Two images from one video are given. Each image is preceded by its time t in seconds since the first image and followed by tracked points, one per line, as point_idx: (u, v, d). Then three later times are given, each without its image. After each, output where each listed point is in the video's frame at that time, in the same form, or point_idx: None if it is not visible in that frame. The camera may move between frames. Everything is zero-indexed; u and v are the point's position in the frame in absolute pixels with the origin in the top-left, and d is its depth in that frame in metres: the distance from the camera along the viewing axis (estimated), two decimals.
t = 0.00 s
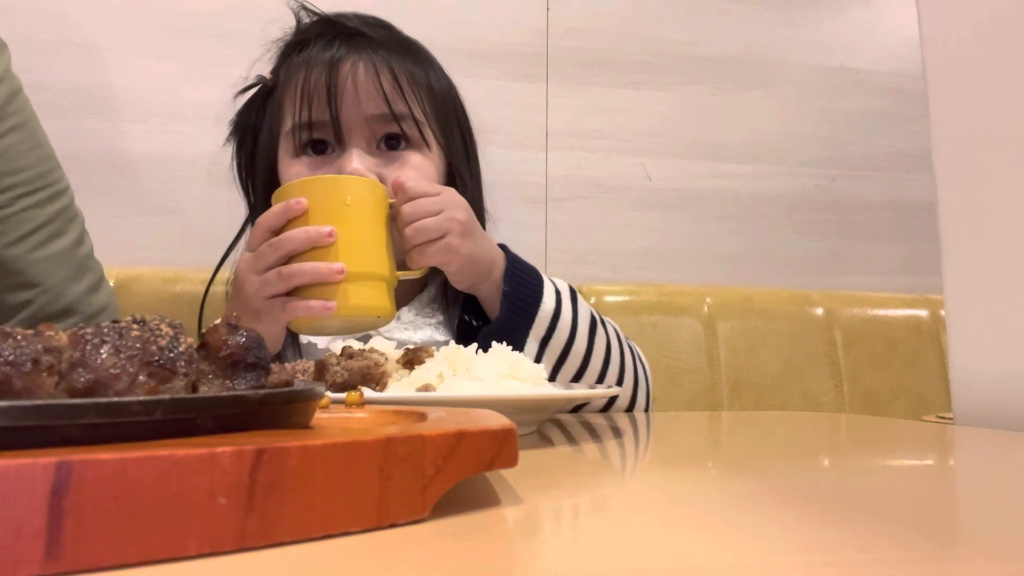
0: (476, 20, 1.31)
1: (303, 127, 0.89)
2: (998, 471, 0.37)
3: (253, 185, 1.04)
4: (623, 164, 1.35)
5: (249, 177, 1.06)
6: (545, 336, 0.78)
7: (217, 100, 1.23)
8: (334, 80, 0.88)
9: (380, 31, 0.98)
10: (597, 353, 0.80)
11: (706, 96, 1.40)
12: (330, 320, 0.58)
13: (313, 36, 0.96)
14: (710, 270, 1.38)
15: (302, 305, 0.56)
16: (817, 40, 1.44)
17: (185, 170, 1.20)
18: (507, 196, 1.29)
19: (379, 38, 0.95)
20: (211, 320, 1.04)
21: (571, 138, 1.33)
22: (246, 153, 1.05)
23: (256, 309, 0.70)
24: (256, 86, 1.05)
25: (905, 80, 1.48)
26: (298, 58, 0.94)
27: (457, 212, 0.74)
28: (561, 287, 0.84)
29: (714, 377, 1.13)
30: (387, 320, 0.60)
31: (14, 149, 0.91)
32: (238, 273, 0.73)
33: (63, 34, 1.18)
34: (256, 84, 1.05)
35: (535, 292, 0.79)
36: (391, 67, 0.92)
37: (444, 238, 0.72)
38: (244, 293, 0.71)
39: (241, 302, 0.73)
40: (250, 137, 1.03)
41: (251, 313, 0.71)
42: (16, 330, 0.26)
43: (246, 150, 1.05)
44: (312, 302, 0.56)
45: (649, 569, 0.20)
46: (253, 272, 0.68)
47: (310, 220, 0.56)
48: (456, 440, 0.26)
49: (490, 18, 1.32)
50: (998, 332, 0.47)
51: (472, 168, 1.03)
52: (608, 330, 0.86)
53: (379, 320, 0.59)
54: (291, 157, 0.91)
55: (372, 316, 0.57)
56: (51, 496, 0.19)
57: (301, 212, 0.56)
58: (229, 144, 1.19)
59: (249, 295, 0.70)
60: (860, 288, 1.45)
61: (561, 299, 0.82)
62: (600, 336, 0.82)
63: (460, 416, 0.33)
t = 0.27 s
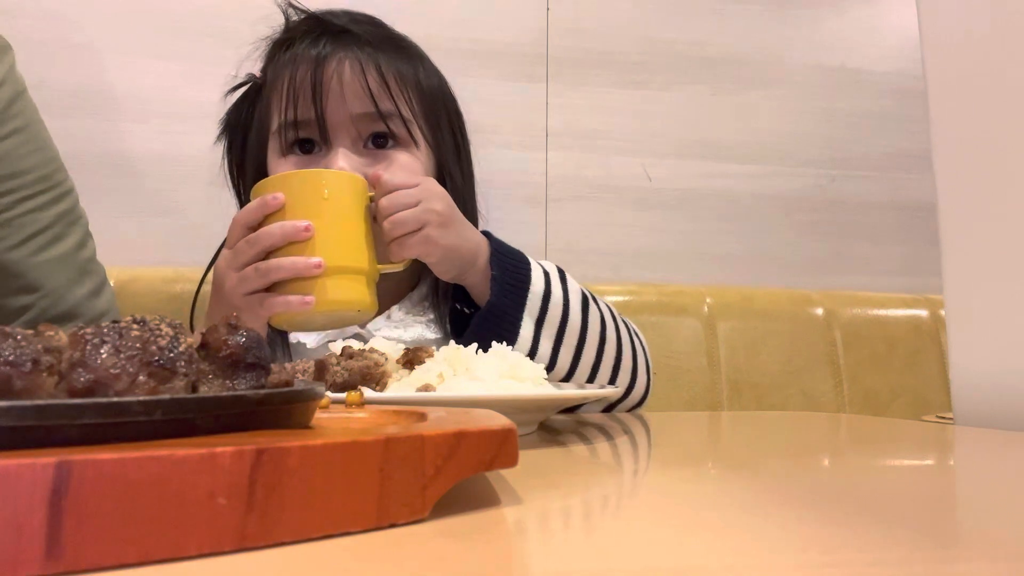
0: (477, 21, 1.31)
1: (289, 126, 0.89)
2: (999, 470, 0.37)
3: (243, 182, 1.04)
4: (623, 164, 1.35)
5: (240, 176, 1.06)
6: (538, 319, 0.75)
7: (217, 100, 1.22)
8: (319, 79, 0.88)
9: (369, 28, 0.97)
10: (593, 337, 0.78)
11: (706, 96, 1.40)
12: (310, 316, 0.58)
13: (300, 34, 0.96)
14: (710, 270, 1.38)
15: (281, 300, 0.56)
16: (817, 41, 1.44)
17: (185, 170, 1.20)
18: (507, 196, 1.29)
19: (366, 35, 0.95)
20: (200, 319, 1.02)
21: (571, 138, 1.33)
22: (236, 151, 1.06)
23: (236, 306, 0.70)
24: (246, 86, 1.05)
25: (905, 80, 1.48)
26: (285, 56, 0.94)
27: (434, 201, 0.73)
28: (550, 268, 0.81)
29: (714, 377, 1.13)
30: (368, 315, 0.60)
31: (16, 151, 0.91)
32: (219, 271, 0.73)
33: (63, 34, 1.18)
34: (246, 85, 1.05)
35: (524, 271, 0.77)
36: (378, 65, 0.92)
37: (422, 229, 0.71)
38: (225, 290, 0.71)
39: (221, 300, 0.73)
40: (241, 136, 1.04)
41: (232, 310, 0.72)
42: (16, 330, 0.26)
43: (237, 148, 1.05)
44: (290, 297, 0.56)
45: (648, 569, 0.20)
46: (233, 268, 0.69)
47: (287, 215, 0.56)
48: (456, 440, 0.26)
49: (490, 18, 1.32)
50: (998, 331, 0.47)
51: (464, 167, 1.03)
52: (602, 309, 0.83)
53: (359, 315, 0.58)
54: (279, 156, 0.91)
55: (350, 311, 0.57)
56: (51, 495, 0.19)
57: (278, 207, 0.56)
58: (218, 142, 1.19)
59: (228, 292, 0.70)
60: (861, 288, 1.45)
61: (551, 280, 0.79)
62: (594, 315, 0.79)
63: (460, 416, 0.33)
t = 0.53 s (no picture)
0: (476, 21, 1.31)
1: (281, 125, 0.89)
2: (999, 470, 0.37)
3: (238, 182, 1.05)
4: (623, 164, 1.35)
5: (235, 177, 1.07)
6: (537, 317, 0.75)
7: (217, 100, 1.22)
8: (309, 77, 0.88)
9: (362, 26, 0.97)
10: (593, 336, 0.78)
11: (706, 96, 1.40)
12: (303, 315, 0.58)
13: (292, 33, 0.96)
14: (710, 270, 1.38)
15: (274, 297, 0.56)
16: (817, 41, 1.44)
17: (185, 170, 1.20)
18: (507, 196, 1.29)
19: (357, 33, 0.95)
20: (196, 317, 1.01)
21: (571, 138, 1.33)
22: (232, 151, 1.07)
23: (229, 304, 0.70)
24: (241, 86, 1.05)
25: (905, 80, 1.48)
26: (277, 54, 0.94)
27: (428, 202, 0.73)
28: (548, 268, 0.81)
29: (714, 377, 1.13)
30: (361, 315, 0.60)
31: (10, 149, 0.91)
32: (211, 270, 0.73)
33: (63, 35, 1.18)
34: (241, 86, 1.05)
35: (522, 271, 0.77)
36: (369, 63, 0.92)
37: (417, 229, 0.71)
38: (217, 289, 0.71)
39: (213, 299, 0.73)
40: (235, 136, 1.05)
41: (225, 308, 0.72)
42: (16, 330, 0.26)
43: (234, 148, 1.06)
44: (282, 294, 0.56)
45: (647, 570, 0.20)
46: (227, 266, 0.69)
47: (282, 212, 0.56)
48: (456, 440, 0.26)
49: (490, 18, 1.32)
50: (998, 331, 0.47)
51: (458, 165, 1.03)
52: (602, 309, 0.83)
53: (352, 315, 0.58)
54: (272, 155, 0.92)
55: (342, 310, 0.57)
56: (51, 495, 0.19)
57: (273, 205, 0.57)
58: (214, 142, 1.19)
59: (221, 290, 0.70)
60: (861, 288, 1.45)
61: (550, 279, 0.79)
62: (593, 315, 0.79)
63: (460, 416, 0.33)
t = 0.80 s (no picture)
0: (476, 21, 1.31)
1: (275, 123, 0.89)
2: (999, 470, 0.37)
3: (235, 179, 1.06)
4: (623, 164, 1.35)
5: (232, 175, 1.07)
6: (538, 314, 0.75)
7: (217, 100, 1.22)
8: (305, 75, 0.88)
9: (359, 25, 0.97)
10: (593, 334, 0.78)
11: (706, 96, 1.40)
12: (296, 313, 0.57)
13: (288, 32, 0.96)
14: (709, 270, 1.38)
15: (267, 294, 0.56)
16: (817, 41, 1.44)
17: (185, 170, 1.20)
18: (507, 195, 1.29)
19: (353, 31, 0.95)
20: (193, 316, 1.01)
21: (571, 138, 1.33)
22: (230, 149, 1.08)
23: (219, 302, 0.70)
24: (239, 85, 1.05)
25: (905, 80, 1.48)
26: (273, 53, 0.94)
27: (422, 200, 0.72)
28: (549, 265, 0.81)
29: (714, 377, 1.13)
30: (354, 314, 0.59)
31: None
32: (203, 268, 0.73)
33: (63, 34, 1.18)
34: (239, 83, 1.05)
35: (523, 269, 0.77)
36: (364, 62, 0.92)
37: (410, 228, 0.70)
38: (209, 286, 0.71)
39: (204, 296, 0.73)
40: (232, 135, 1.06)
41: (216, 307, 0.71)
42: (17, 331, 0.26)
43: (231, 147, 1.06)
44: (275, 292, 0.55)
45: (647, 569, 0.20)
46: (219, 264, 0.69)
47: (275, 210, 0.56)
48: (456, 440, 0.26)
49: (489, 18, 1.32)
50: (998, 331, 0.47)
51: (454, 164, 1.03)
52: (602, 307, 0.83)
53: (345, 313, 0.58)
54: (267, 153, 0.91)
55: (335, 308, 0.56)
56: (51, 495, 0.19)
57: (266, 203, 0.57)
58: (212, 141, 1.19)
59: (213, 288, 0.70)
60: (861, 288, 1.45)
61: (551, 276, 0.79)
62: (593, 313, 0.79)
63: (460, 416, 0.33)
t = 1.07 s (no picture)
0: (477, 21, 1.31)
1: (275, 120, 0.89)
2: (999, 470, 0.37)
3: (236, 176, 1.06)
4: (624, 164, 1.35)
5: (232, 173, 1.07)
6: (538, 309, 0.75)
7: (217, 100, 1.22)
8: (304, 72, 0.88)
9: (360, 22, 0.97)
10: (593, 332, 0.78)
11: (706, 96, 1.40)
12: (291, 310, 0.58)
13: (288, 29, 0.96)
14: (709, 270, 1.38)
15: (260, 293, 0.56)
16: (818, 41, 1.44)
17: (185, 170, 1.20)
18: (507, 195, 1.29)
19: (353, 28, 0.95)
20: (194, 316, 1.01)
21: (571, 138, 1.33)
22: (230, 149, 1.08)
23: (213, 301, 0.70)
24: (240, 83, 1.05)
25: (905, 80, 1.48)
26: (273, 50, 0.94)
27: (413, 194, 0.72)
28: (551, 262, 0.81)
29: (714, 377, 1.13)
30: (351, 311, 0.59)
31: None
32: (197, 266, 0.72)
33: (63, 34, 1.18)
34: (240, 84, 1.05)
35: (524, 263, 0.77)
36: (364, 58, 0.92)
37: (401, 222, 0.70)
38: (202, 285, 0.71)
39: (199, 295, 0.73)
40: (233, 133, 1.06)
41: (209, 306, 0.71)
42: (17, 331, 0.26)
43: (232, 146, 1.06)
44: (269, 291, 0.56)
45: (647, 569, 0.20)
46: (213, 263, 0.69)
47: (267, 208, 0.56)
48: (456, 440, 0.26)
49: (489, 18, 1.32)
50: (998, 332, 0.47)
51: (454, 162, 1.02)
52: (603, 305, 0.83)
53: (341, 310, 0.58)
54: (267, 151, 0.91)
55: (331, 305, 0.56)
56: (51, 496, 0.19)
57: (257, 202, 0.57)
58: (212, 140, 1.19)
59: (207, 288, 0.70)
60: (861, 288, 1.45)
61: (552, 272, 0.79)
62: (594, 309, 0.79)
63: (460, 416, 0.33)
